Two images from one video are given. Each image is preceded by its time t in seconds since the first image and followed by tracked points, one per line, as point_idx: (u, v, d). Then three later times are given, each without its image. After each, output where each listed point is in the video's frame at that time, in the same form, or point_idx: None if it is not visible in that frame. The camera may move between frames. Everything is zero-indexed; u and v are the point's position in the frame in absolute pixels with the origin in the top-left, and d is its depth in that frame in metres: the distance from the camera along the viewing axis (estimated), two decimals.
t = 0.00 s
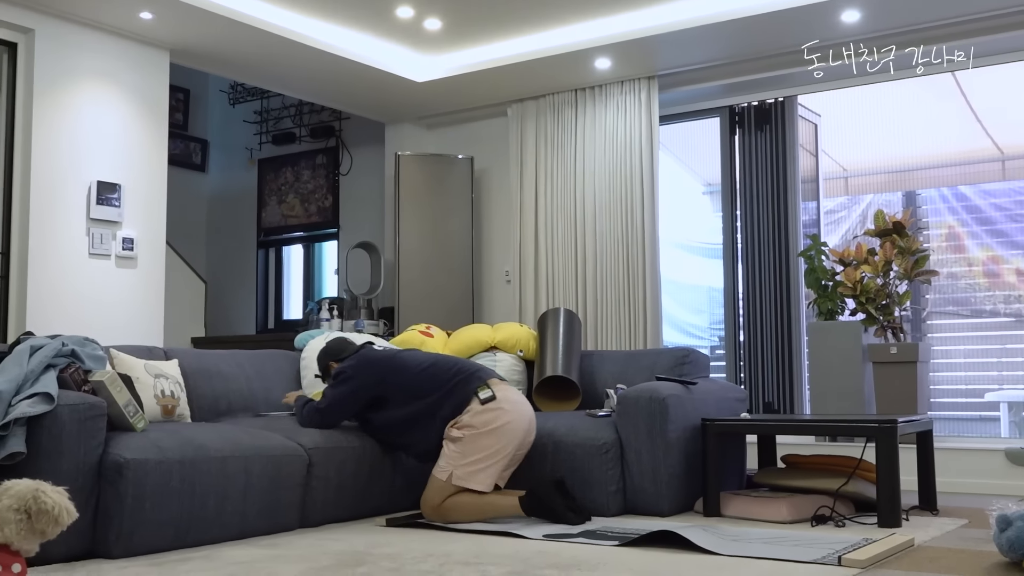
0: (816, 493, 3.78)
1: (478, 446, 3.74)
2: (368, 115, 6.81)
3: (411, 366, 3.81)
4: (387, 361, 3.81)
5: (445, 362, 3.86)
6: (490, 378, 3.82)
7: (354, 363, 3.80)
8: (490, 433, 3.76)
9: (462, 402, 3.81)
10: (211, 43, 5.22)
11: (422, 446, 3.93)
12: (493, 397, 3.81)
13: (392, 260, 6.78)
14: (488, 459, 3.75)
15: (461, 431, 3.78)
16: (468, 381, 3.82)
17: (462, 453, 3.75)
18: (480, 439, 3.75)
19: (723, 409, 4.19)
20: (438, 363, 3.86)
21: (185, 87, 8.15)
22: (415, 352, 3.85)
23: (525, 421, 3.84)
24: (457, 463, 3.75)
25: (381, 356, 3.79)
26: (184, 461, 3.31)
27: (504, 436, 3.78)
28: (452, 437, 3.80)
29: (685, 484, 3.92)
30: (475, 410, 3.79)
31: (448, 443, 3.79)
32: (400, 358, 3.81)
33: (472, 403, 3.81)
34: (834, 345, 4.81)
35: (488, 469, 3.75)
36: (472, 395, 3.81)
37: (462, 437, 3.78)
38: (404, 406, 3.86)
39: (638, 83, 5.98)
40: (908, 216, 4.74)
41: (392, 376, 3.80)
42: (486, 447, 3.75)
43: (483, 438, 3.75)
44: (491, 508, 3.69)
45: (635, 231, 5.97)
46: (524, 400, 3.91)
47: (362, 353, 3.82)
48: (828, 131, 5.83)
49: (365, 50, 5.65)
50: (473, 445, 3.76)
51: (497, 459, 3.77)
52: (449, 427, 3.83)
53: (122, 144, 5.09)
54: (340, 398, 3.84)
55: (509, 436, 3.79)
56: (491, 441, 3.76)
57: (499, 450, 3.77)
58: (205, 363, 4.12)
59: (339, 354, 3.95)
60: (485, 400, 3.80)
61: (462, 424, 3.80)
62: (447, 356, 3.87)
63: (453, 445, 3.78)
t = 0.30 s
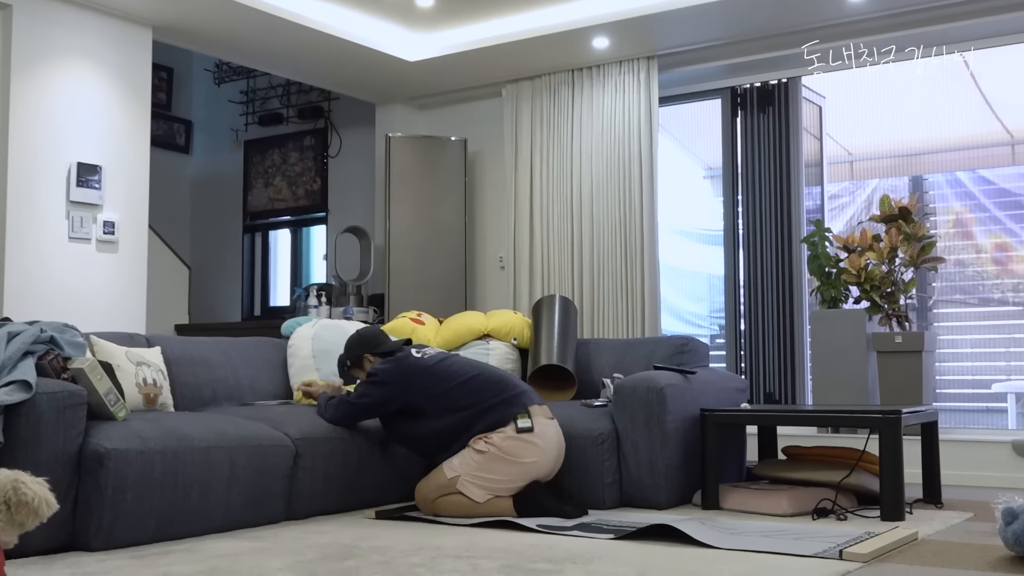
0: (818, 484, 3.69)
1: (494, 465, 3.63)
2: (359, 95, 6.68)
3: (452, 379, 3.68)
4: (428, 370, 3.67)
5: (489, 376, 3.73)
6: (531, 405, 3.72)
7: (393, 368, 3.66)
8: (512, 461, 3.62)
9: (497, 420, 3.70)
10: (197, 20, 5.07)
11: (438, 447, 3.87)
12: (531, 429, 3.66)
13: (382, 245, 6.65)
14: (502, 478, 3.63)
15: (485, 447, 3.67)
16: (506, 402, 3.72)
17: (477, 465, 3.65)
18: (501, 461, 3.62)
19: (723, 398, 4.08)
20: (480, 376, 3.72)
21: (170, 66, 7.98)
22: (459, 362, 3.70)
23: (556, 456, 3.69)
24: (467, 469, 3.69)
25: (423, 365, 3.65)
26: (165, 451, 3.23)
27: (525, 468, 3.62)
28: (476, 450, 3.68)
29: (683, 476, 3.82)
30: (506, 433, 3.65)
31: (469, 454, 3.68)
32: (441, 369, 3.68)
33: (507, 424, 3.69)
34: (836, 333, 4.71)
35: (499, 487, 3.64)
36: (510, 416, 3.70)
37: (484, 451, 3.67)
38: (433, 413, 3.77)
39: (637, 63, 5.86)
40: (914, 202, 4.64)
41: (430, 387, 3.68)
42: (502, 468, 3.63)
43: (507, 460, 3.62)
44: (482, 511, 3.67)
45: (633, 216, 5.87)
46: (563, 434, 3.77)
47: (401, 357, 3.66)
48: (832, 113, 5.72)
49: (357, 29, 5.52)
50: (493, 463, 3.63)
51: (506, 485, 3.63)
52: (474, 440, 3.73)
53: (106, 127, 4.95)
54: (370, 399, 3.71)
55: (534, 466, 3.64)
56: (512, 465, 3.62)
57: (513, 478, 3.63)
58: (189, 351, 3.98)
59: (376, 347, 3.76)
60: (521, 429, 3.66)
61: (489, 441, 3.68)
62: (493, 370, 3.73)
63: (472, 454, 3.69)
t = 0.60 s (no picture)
0: (810, 474, 3.58)
1: (485, 465, 3.54)
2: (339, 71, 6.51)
3: (453, 374, 3.56)
4: (427, 362, 3.53)
5: (490, 370, 3.61)
6: (530, 406, 3.62)
7: (391, 359, 3.51)
8: (504, 462, 3.54)
9: (496, 418, 3.59)
10: None
11: (427, 439, 3.73)
12: (526, 433, 3.57)
13: (362, 227, 6.50)
14: (488, 477, 3.55)
15: (476, 445, 3.57)
16: (504, 401, 3.61)
17: (466, 462, 3.56)
18: (490, 462, 3.53)
19: (713, 386, 3.96)
20: (481, 369, 3.60)
21: (140, 40, 7.78)
22: (460, 354, 3.57)
23: (547, 461, 3.61)
24: (454, 464, 3.58)
25: (423, 357, 3.51)
26: (135, 440, 3.13)
27: (516, 470, 3.56)
28: (467, 445, 3.59)
29: (673, 466, 3.71)
30: (500, 435, 3.56)
31: (458, 449, 3.58)
32: (443, 362, 3.55)
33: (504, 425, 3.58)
34: (830, 319, 4.60)
35: (485, 484, 3.56)
36: (510, 415, 3.59)
37: (475, 449, 3.57)
38: (428, 407, 3.64)
39: (627, 39, 5.74)
40: (911, 184, 4.54)
41: (430, 381, 3.55)
42: (492, 469, 3.54)
43: (496, 461, 3.53)
44: (466, 503, 3.59)
45: (622, 198, 5.75)
46: (559, 437, 3.66)
47: (399, 347, 3.51)
48: (828, 92, 5.58)
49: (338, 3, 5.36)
50: (482, 462, 3.54)
51: (493, 483, 3.56)
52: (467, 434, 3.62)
53: (74, 104, 4.78)
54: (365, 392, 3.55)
55: (523, 469, 3.56)
56: (501, 467, 3.54)
57: (502, 478, 3.56)
58: (159, 337, 3.83)
59: (373, 336, 3.62)
60: (515, 432, 3.57)
61: (481, 438, 3.59)
62: (494, 363, 3.61)
63: (461, 450, 3.59)
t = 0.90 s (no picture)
0: (805, 468, 3.48)
1: (466, 457, 3.44)
2: (317, 51, 6.35)
3: (424, 372, 3.47)
4: (396, 362, 3.44)
5: (459, 364, 3.52)
6: (507, 395, 3.51)
7: (358, 362, 3.41)
8: (485, 454, 3.43)
9: (474, 413, 3.50)
10: None
11: (408, 440, 3.63)
12: (507, 422, 3.46)
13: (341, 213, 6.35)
14: (471, 469, 3.44)
15: (456, 438, 3.47)
16: (480, 392, 3.51)
17: (447, 455, 3.46)
18: (471, 453, 3.43)
19: (705, 377, 3.83)
20: (451, 365, 3.51)
21: (110, 18, 7.60)
22: (428, 353, 3.48)
23: (531, 452, 3.49)
24: (436, 458, 3.48)
25: (390, 357, 3.42)
26: (106, 434, 3.04)
27: (498, 462, 3.44)
28: (447, 438, 3.49)
29: (664, 459, 3.59)
30: (480, 426, 3.46)
31: (439, 441, 3.49)
32: (412, 360, 3.46)
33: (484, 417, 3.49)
34: (826, 307, 4.50)
35: (468, 478, 3.46)
36: (488, 408, 3.49)
37: (456, 442, 3.47)
38: (402, 407, 3.54)
39: (616, 18, 5.60)
40: (910, 169, 4.47)
41: (401, 380, 3.45)
42: (474, 461, 3.43)
43: (478, 452, 3.43)
44: (449, 499, 3.48)
45: (611, 182, 5.63)
46: (543, 427, 3.55)
47: (367, 349, 3.43)
48: (823, 72, 5.47)
49: None
50: (463, 454, 3.44)
51: (477, 476, 3.45)
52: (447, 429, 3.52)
53: (43, 83, 4.62)
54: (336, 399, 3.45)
55: (507, 460, 3.45)
56: (483, 458, 3.43)
57: (485, 471, 3.44)
58: (130, 327, 3.68)
59: (340, 349, 3.52)
60: (496, 422, 3.46)
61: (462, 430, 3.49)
62: (463, 358, 3.52)
63: (442, 443, 3.49)
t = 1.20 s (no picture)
0: (808, 465, 3.37)
1: (459, 453, 3.31)
2: (301, 34, 6.20)
3: (414, 365, 3.38)
4: (384, 356, 3.35)
5: (450, 358, 3.42)
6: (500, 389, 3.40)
7: (345, 356, 3.33)
8: (479, 450, 3.31)
9: (466, 408, 3.38)
10: None
11: (401, 437, 3.52)
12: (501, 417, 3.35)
13: (327, 202, 6.21)
14: (463, 466, 3.32)
15: (449, 433, 3.35)
16: (473, 386, 3.40)
17: (439, 451, 3.34)
18: (464, 448, 3.31)
19: (704, 371, 3.71)
20: (441, 359, 3.41)
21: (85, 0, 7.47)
22: (418, 346, 3.40)
23: (526, 450, 3.37)
24: (428, 455, 3.36)
25: (378, 351, 3.33)
26: (84, 432, 2.91)
27: (492, 459, 3.32)
28: (440, 434, 3.37)
29: (663, 457, 3.48)
30: (474, 420, 3.34)
31: (431, 437, 3.38)
32: (400, 353, 3.37)
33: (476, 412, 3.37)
34: (832, 295, 4.41)
35: (460, 476, 3.33)
36: (480, 402, 3.38)
37: (449, 438, 3.35)
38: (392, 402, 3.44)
39: None
40: (916, 156, 4.36)
41: (389, 374, 3.36)
42: (467, 458, 3.31)
43: (471, 447, 3.31)
44: (439, 498, 3.35)
45: (607, 170, 5.52)
46: (538, 424, 3.43)
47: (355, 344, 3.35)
48: (827, 55, 5.34)
49: None
50: (456, 449, 3.32)
51: (470, 474, 3.32)
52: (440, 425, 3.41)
53: (19, 68, 4.50)
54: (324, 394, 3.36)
55: (500, 457, 3.33)
56: (476, 454, 3.31)
57: (478, 468, 3.32)
58: (109, 320, 3.54)
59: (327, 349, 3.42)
60: (489, 417, 3.35)
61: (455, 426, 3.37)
62: (454, 351, 3.42)
63: (434, 439, 3.37)
